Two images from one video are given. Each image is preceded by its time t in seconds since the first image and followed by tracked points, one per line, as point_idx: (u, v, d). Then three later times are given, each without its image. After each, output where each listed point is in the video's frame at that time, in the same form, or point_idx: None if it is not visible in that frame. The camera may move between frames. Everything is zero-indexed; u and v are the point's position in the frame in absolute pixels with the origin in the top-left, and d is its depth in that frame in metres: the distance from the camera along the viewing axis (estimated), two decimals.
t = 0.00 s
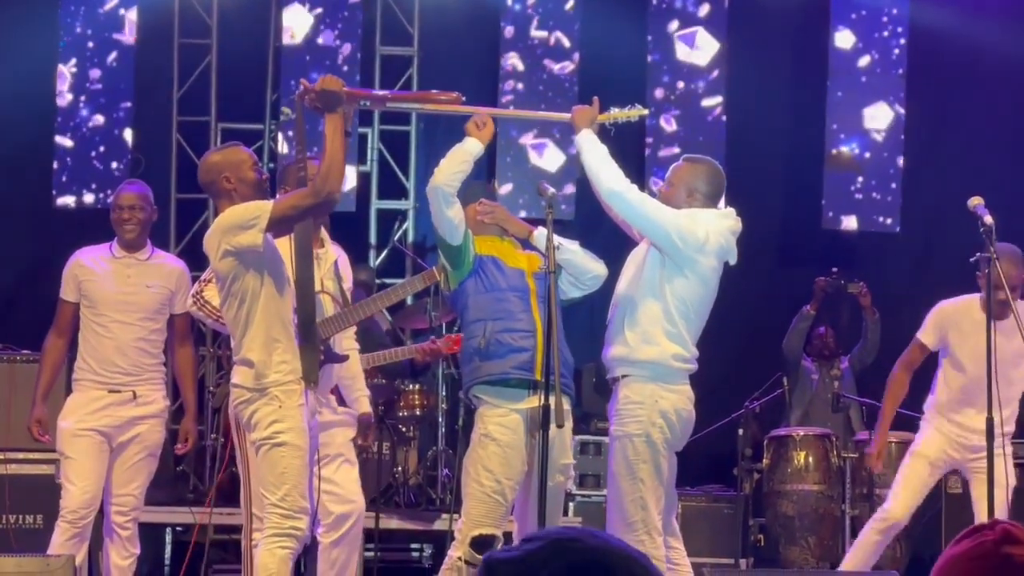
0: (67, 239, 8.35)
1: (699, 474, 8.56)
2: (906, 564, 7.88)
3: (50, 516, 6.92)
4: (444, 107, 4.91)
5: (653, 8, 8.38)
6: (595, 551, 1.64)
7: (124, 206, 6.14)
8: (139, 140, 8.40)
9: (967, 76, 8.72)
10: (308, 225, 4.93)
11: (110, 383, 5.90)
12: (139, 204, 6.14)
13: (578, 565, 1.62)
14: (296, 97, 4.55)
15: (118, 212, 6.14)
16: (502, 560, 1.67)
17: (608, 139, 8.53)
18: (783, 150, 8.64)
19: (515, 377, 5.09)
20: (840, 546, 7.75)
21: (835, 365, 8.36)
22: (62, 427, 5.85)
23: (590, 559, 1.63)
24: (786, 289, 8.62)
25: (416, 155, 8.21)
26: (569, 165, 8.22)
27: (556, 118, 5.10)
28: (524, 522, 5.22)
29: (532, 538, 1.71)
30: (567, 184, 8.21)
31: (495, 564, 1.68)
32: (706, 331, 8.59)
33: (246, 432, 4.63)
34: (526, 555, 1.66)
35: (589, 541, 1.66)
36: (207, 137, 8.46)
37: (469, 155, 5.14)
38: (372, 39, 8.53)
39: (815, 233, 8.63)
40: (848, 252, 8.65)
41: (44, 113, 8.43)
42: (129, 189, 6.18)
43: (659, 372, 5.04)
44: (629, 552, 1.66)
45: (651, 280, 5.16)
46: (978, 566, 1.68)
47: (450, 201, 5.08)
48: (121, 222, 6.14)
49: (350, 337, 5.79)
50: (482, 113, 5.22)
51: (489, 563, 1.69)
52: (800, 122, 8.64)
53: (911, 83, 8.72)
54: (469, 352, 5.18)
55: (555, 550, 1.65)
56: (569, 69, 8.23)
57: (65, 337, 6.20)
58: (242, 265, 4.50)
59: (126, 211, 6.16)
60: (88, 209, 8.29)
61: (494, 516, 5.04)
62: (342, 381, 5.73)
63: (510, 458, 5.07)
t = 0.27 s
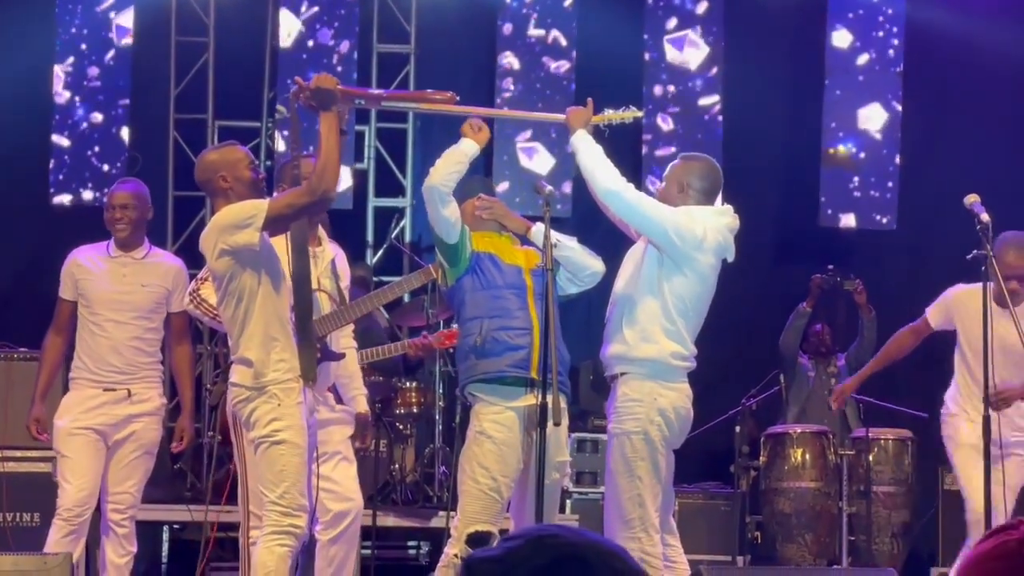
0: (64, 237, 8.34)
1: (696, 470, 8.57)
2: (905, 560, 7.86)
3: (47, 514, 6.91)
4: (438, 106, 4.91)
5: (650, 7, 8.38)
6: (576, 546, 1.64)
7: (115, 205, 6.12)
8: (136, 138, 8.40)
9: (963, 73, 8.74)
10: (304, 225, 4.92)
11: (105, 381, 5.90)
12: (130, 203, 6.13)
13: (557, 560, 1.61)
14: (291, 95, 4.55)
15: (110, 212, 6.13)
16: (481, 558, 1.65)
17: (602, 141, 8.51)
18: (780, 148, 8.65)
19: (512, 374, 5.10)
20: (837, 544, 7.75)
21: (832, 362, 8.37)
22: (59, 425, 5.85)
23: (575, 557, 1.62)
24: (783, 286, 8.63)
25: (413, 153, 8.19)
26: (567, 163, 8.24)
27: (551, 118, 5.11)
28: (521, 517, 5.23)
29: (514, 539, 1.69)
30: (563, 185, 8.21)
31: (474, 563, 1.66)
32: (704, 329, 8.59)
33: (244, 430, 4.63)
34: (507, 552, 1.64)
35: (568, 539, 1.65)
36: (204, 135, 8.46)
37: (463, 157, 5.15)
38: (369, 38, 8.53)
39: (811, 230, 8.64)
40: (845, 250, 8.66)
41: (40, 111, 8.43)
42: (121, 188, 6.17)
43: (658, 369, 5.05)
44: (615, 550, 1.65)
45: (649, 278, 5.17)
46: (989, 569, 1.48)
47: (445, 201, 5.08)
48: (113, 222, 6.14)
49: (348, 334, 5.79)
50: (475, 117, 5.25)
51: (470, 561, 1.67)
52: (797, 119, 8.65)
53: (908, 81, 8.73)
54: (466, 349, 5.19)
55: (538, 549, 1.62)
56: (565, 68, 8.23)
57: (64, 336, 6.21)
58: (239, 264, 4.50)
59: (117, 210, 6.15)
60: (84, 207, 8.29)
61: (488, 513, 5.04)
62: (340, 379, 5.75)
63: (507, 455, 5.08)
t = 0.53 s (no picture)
0: (59, 236, 8.34)
1: (693, 469, 8.57)
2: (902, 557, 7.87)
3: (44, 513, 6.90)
4: (433, 104, 4.93)
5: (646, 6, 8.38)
6: (572, 545, 1.64)
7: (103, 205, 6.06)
8: (132, 135, 8.40)
9: (960, 73, 8.74)
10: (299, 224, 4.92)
11: (96, 377, 5.89)
12: (117, 202, 6.06)
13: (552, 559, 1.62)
14: (285, 93, 4.53)
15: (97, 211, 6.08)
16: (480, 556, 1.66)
17: (598, 139, 8.51)
18: (776, 147, 8.65)
19: (508, 374, 5.09)
20: (833, 542, 7.76)
21: (829, 360, 8.37)
22: (50, 418, 5.85)
23: (570, 555, 1.63)
24: (779, 284, 8.64)
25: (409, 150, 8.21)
26: (563, 161, 8.21)
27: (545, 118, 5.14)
28: (519, 516, 5.23)
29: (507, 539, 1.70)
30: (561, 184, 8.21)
31: (472, 561, 1.67)
32: (701, 328, 8.60)
33: (241, 429, 4.62)
34: (506, 550, 1.65)
35: (560, 536, 1.66)
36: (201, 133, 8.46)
37: (455, 152, 5.16)
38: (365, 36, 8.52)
39: (807, 229, 8.66)
40: (841, 249, 8.67)
41: (36, 109, 8.43)
42: (109, 187, 6.11)
43: (655, 367, 5.04)
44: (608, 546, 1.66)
45: (645, 276, 5.17)
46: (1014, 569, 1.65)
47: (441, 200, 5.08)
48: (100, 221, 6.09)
49: (346, 334, 5.79)
50: (464, 107, 5.20)
51: (468, 560, 1.68)
52: (793, 118, 8.65)
53: (904, 80, 8.73)
54: (463, 349, 5.19)
55: (533, 550, 1.63)
56: (560, 68, 8.22)
57: (61, 334, 6.21)
58: (234, 262, 4.51)
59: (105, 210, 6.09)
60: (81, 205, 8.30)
61: (486, 512, 5.04)
62: (338, 377, 5.76)
63: (504, 454, 5.08)
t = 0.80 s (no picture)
0: (54, 235, 8.34)
1: (690, 469, 8.57)
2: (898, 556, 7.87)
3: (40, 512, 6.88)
4: (427, 103, 4.93)
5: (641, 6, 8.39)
6: (578, 547, 1.76)
7: (83, 202, 6.04)
8: (128, 134, 8.42)
9: (956, 72, 8.74)
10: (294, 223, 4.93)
11: (78, 376, 5.90)
12: (98, 199, 6.04)
13: (560, 560, 1.74)
14: (280, 91, 4.56)
15: (77, 208, 6.05)
16: (491, 550, 1.77)
17: (593, 138, 8.52)
18: (772, 147, 8.66)
19: (504, 374, 5.09)
20: (830, 541, 7.76)
21: (825, 360, 8.39)
22: (30, 417, 5.87)
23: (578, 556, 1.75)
24: (775, 283, 8.64)
25: (405, 147, 8.24)
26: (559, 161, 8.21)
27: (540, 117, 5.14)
28: (514, 516, 5.21)
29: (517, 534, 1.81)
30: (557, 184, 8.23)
31: (484, 554, 1.79)
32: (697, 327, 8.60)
33: (236, 429, 4.62)
34: (516, 547, 1.77)
35: (566, 537, 1.78)
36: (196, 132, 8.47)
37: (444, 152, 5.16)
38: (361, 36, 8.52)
39: (804, 228, 8.66)
40: (838, 248, 8.68)
41: (31, 108, 8.43)
42: (88, 184, 6.08)
43: (650, 367, 5.04)
44: (614, 549, 1.79)
45: (640, 275, 5.17)
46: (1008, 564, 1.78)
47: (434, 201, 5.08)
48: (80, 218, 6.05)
49: (343, 333, 5.78)
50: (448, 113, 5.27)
51: (477, 556, 1.80)
52: (789, 117, 8.65)
53: (900, 80, 8.73)
54: (458, 349, 5.18)
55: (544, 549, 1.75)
56: (555, 70, 8.22)
57: (42, 332, 6.22)
58: (229, 260, 4.49)
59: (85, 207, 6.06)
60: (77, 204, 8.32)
61: (482, 511, 5.04)
62: (335, 376, 5.76)
63: (500, 454, 5.08)
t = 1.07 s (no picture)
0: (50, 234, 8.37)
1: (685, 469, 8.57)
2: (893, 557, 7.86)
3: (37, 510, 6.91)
4: (422, 101, 4.90)
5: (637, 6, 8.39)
6: (566, 550, 1.83)
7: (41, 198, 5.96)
8: (123, 134, 8.45)
9: (952, 71, 8.74)
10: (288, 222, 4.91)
11: (42, 378, 5.84)
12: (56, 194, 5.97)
13: (550, 562, 1.81)
14: (272, 88, 4.51)
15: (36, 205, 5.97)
16: (484, 552, 1.83)
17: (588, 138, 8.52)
18: (768, 146, 8.66)
19: (500, 373, 5.08)
20: (825, 540, 7.76)
21: (820, 359, 8.38)
22: None
23: (568, 558, 1.82)
24: (771, 283, 8.64)
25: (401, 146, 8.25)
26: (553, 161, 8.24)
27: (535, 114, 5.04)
28: (509, 515, 5.21)
29: (505, 537, 1.88)
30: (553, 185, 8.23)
31: (475, 555, 1.85)
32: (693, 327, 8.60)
33: (231, 428, 4.61)
34: (505, 551, 1.83)
35: (552, 536, 1.86)
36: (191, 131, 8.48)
37: (442, 145, 5.08)
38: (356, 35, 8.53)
39: (800, 228, 8.66)
40: (834, 248, 8.68)
41: (26, 108, 8.45)
42: (46, 179, 6.01)
43: (644, 365, 5.04)
44: (600, 553, 1.87)
45: (634, 273, 5.16)
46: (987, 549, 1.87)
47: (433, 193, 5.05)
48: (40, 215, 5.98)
49: (336, 332, 5.78)
50: (445, 104, 5.12)
51: (466, 557, 1.86)
52: (785, 116, 8.65)
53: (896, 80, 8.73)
54: (454, 347, 5.17)
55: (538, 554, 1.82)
56: (549, 71, 8.22)
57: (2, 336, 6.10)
58: (224, 259, 4.48)
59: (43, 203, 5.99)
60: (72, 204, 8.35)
61: (477, 511, 5.02)
62: (329, 375, 5.76)
63: (495, 454, 5.06)
